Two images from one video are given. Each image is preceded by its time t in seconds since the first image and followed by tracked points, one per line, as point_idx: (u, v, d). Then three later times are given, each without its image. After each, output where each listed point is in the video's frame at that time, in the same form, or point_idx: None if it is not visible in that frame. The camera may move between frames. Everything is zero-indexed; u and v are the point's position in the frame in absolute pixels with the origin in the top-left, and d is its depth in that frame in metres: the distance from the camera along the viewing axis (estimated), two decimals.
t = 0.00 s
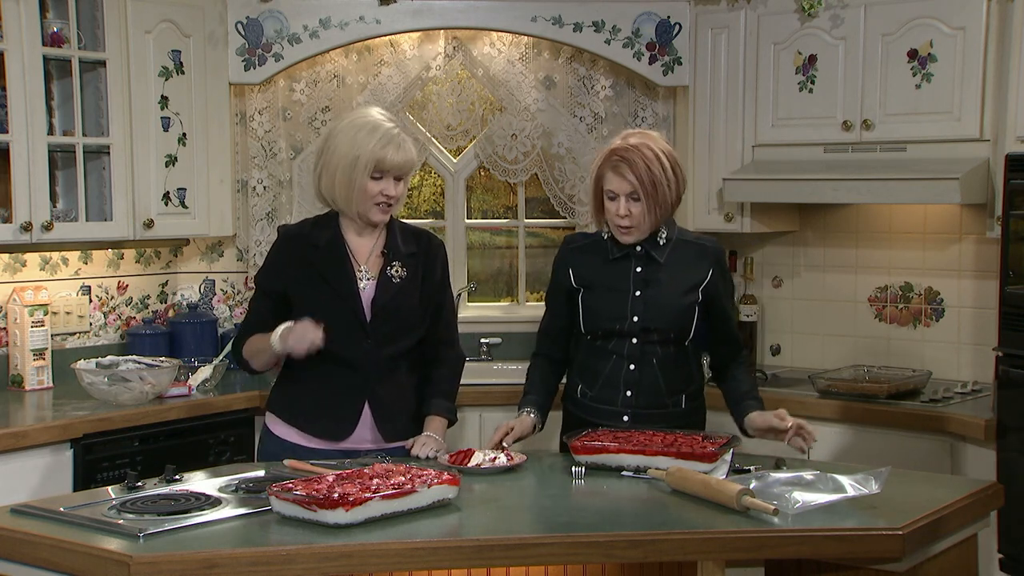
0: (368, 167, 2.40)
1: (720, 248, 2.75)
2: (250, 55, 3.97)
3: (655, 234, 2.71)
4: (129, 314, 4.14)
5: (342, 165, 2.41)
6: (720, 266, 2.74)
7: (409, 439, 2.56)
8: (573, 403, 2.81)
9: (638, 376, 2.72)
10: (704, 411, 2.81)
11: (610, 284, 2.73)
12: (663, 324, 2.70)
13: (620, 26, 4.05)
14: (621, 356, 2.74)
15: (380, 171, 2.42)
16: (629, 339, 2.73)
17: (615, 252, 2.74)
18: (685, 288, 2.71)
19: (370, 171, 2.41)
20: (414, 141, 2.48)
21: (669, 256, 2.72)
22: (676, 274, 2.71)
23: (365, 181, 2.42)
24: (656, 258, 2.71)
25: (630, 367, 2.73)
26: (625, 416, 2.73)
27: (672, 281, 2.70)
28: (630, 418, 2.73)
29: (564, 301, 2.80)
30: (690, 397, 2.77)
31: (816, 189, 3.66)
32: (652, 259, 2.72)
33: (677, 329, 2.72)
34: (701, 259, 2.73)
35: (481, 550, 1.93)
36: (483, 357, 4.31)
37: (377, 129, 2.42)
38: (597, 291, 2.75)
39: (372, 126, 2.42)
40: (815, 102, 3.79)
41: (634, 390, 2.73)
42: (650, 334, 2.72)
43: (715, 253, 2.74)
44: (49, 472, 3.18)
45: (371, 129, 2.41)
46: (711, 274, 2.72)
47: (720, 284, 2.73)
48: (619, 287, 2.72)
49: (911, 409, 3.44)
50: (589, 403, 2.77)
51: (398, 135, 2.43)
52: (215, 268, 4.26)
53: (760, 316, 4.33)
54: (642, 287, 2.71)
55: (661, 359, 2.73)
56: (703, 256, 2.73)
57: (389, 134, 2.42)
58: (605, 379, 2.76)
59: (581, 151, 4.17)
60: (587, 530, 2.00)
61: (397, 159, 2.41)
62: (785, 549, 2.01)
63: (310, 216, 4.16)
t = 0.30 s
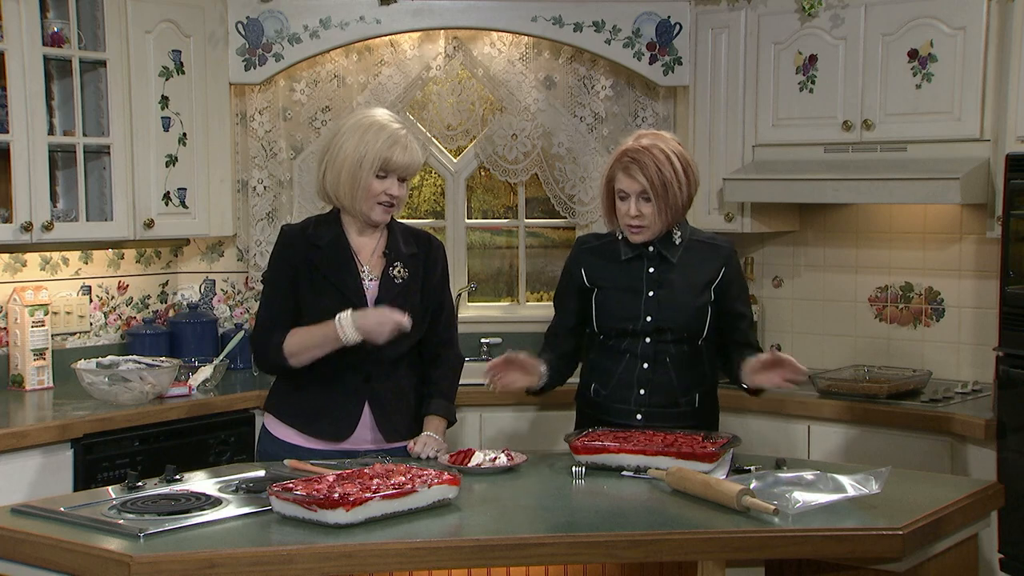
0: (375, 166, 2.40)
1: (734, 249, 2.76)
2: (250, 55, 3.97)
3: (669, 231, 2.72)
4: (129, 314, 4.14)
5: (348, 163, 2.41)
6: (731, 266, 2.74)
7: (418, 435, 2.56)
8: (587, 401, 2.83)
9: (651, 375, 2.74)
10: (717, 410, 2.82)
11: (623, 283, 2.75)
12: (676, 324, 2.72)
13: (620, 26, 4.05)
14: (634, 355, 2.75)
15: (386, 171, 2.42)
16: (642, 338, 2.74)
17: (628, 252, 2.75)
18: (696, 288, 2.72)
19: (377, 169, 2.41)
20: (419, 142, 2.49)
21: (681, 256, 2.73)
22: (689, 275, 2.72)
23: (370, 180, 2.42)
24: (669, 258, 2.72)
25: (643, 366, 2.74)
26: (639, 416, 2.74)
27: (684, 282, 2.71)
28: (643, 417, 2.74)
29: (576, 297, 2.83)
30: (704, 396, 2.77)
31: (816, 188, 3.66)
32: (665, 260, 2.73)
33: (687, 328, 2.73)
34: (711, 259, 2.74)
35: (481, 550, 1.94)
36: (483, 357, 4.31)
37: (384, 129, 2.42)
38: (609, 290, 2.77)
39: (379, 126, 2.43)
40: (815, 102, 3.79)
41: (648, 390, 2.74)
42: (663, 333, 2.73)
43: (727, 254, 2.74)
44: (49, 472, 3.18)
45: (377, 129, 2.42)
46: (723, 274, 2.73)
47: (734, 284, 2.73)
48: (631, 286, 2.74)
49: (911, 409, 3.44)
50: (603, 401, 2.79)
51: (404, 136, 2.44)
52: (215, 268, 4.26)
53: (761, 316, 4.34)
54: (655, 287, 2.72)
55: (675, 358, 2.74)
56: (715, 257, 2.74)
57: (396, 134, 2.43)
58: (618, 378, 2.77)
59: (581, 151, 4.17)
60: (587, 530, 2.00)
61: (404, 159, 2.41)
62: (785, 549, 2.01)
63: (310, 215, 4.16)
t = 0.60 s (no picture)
0: (384, 171, 2.40)
1: (741, 249, 2.76)
2: (250, 55, 3.97)
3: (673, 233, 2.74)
4: (129, 315, 4.14)
5: (356, 168, 2.41)
6: (736, 266, 2.74)
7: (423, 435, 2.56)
8: (594, 400, 2.86)
9: (657, 373, 2.77)
10: (722, 411, 2.83)
11: (632, 282, 2.78)
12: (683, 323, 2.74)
13: (620, 26, 4.05)
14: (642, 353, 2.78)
15: (393, 175, 2.42)
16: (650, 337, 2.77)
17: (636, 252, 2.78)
18: (702, 288, 2.74)
19: (385, 174, 2.41)
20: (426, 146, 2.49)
21: (688, 256, 2.75)
22: (695, 275, 2.74)
23: (379, 185, 2.42)
24: (676, 259, 2.75)
25: (649, 365, 2.77)
26: (644, 414, 2.77)
27: (690, 282, 2.73)
28: (648, 415, 2.76)
29: (587, 295, 2.83)
30: (709, 395, 2.79)
31: (816, 188, 3.66)
32: (671, 260, 2.76)
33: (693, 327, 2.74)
34: (716, 259, 2.74)
35: (481, 550, 1.94)
36: (483, 357, 4.31)
37: (393, 134, 2.42)
38: (617, 288, 2.80)
39: (388, 130, 2.43)
40: (815, 102, 3.79)
41: (653, 388, 2.77)
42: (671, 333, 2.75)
43: (733, 254, 2.74)
44: (49, 471, 3.18)
45: (387, 134, 2.41)
46: (727, 273, 2.73)
47: (740, 284, 2.73)
48: (638, 285, 2.78)
49: (912, 409, 3.44)
50: (609, 400, 2.81)
51: (413, 140, 2.44)
52: (215, 268, 4.27)
53: (761, 316, 4.34)
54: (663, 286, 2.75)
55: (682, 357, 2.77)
56: (720, 256, 2.74)
57: (405, 138, 2.43)
58: (624, 376, 2.80)
59: (581, 151, 4.17)
60: (587, 530, 2.00)
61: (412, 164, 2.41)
62: (785, 549, 2.01)
63: (310, 215, 4.16)
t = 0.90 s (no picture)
0: (382, 170, 2.40)
1: (744, 250, 2.76)
2: (250, 55, 3.97)
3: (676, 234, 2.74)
4: (129, 315, 4.14)
5: (355, 166, 2.41)
6: (738, 267, 2.74)
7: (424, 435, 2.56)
8: (595, 400, 2.86)
9: (658, 373, 2.77)
10: (723, 412, 2.83)
11: (634, 283, 2.79)
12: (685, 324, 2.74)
13: (620, 26, 4.05)
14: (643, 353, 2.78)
15: (393, 175, 2.43)
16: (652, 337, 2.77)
17: (638, 253, 2.78)
18: (704, 289, 2.74)
19: (383, 174, 2.41)
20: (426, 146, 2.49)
21: (691, 257, 2.75)
22: (698, 276, 2.74)
23: (379, 185, 2.42)
24: (679, 260, 2.74)
25: (650, 364, 2.77)
26: (645, 413, 2.77)
27: (692, 283, 2.73)
28: (649, 415, 2.76)
29: (591, 295, 2.84)
30: (710, 396, 2.79)
31: (816, 188, 3.66)
32: (674, 261, 2.76)
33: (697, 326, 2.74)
34: (718, 260, 2.74)
35: (482, 550, 1.94)
36: (483, 357, 4.31)
37: (394, 134, 2.42)
38: (620, 288, 2.80)
39: (389, 128, 2.43)
40: (815, 102, 3.79)
41: (654, 388, 2.77)
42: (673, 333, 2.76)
43: (736, 254, 2.74)
44: (50, 471, 3.18)
45: (387, 134, 2.41)
46: (729, 274, 2.74)
47: (742, 285, 2.74)
48: (641, 286, 2.78)
49: (912, 409, 3.44)
50: (610, 399, 2.82)
51: (413, 141, 2.44)
52: (216, 268, 4.27)
53: (761, 316, 4.34)
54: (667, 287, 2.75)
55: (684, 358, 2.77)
56: (722, 258, 2.74)
57: (406, 138, 2.43)
58: (625, 375, 2.80)
59: (581, 151, 4.17)
60: (587, 530, 2.00)
61: (411, 164, 2.42)
62: (786, 549, 2.01)
63: (310, 215, 4.16)
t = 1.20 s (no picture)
0: (387, 171, 2.40)
1: (739, 249, 2.77)
2: (251, 55, 3.97)
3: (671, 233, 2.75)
4: (129, 314, 4.14)
5: (360, 168, 2.41)
6: (734, 267, 2.75)
7: (424, 434, 2.56)
8: (592, 400, 2.86)
9: (657, 372, 2.77)
10: (720, 411, 2.84)
11: (631, 283, 2.79)
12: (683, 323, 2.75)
13: (621, 26, 4.05)
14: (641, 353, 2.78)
15: (397, 175, 2.43)
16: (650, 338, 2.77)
17: (634, 252, 2.79)
18: (702, 288, 2.74)
19: (388, 175, 2.41)
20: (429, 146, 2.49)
21: (686, 257, 2.76)
22: (695, 275, 2.74)
23: (383, 185, 2.42)
24: (675, 260, 2.75)
25: (649, 364, 2.77)
26: (643, 413, 2.77)
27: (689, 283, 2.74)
28: (648, 415, 2.76)
29: (586, 295, 2.82)
30: (708, 395, 2.80)
31: (816, 188, 3.66)
32: (670, 260, 2.77)
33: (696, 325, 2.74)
34: (714, 259, 2.75)
35: (482, 550, 1.94)
36: (484, 357, 4.31)
37: (398, 134, 2.42)
38: (617, 288, 2.80)
39: (393, 129, 2.42)
40: (816, 102, 3.79)
41: (652, 387, 2.78)
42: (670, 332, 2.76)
43: (731, 253, 2.75)
44: (51, 471, 3.18)
45: (391, 134, 2.41)
46: (726, 273, 2.74)
47: (739, 285, 2.74)
48: (637, 286, 2.79)
49: (912, 409, 3.44)
50: (608, 399, 2.81)
51: (417, 141, 2.44)
52: (217, 268, 4.27)
53: (761, 316, 4.34)
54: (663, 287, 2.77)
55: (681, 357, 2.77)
56: (718, 256, 2.75)
57: (410, 139, 2.43)
58: (623, 375, 2.80)
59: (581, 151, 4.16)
60: (588, 530, 2.00)
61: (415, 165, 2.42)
62: (786, 549, 2.01)
63: (311, 215, 4.16)
